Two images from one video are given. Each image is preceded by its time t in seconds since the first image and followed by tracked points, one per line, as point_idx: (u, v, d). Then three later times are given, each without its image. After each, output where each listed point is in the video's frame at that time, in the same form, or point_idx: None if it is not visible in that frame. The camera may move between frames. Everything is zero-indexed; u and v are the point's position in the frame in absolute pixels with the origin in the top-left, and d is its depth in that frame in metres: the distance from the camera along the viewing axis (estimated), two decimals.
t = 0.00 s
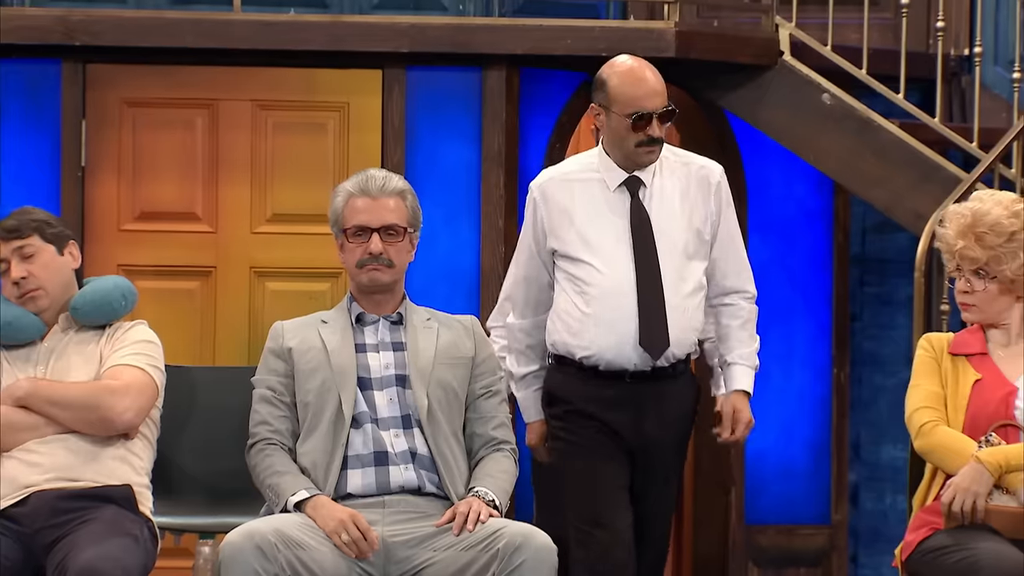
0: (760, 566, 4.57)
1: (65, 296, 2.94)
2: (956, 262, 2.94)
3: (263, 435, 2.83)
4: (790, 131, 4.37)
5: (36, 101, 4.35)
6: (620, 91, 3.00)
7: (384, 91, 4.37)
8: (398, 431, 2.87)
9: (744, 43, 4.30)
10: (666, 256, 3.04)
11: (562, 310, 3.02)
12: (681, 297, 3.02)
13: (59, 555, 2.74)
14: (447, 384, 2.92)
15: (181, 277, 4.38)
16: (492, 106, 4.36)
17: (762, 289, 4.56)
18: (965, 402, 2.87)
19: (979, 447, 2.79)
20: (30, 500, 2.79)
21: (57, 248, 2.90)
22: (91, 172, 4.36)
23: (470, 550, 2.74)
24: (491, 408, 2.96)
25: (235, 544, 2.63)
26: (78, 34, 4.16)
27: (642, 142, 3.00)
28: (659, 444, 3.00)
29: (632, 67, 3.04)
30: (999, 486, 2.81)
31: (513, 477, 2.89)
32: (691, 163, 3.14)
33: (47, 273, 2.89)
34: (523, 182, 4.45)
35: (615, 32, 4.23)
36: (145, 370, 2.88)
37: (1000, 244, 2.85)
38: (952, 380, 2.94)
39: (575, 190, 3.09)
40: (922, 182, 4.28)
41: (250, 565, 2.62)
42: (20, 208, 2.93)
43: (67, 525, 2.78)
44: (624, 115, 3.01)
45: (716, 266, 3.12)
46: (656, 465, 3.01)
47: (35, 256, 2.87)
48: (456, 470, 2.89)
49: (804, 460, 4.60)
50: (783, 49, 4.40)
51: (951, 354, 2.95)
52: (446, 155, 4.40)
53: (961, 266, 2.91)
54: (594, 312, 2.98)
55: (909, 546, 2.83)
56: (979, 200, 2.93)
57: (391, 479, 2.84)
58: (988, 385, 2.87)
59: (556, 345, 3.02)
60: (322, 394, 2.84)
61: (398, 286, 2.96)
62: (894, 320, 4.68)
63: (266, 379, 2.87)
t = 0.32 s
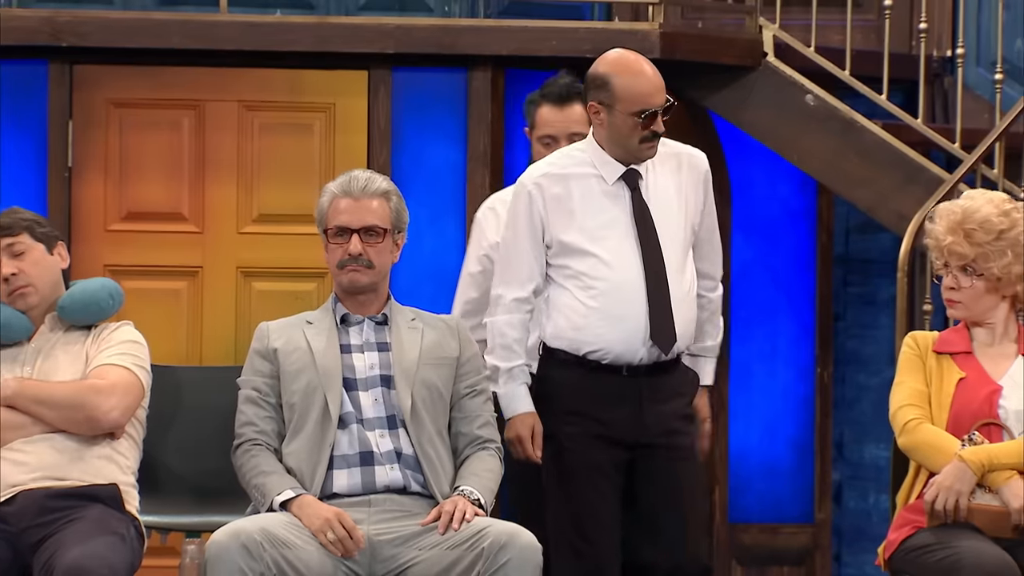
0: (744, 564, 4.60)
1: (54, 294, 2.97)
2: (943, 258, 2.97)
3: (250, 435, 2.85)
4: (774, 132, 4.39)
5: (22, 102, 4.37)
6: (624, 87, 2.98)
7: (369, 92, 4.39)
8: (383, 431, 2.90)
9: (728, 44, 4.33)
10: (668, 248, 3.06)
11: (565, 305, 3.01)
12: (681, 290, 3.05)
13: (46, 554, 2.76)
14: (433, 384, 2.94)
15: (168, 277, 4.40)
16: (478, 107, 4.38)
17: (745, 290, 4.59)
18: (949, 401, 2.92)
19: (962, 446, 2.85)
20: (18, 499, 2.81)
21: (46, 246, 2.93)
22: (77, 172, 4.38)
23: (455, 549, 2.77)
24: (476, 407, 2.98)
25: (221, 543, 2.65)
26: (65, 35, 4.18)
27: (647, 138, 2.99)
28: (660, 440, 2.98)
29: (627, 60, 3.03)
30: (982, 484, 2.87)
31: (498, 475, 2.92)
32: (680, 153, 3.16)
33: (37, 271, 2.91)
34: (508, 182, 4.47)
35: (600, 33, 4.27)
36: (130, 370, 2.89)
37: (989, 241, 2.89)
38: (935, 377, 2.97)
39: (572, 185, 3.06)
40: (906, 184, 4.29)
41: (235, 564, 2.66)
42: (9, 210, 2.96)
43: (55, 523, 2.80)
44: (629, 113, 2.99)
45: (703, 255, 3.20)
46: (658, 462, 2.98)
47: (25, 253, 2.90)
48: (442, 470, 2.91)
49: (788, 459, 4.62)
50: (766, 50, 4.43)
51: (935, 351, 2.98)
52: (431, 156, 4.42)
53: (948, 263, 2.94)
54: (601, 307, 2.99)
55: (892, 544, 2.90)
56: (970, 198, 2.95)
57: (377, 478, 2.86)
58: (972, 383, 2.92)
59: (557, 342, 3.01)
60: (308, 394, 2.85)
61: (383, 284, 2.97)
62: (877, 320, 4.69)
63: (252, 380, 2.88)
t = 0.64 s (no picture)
0: (720, 562, 4.63)
1: (31, 292, 2.97)
2: (938, 246, 3.03)
3: (228, 435, 2.87)
4: (751, 133, 4.41)
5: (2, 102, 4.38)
6: (629, 86, 2.82)
7: (348, 92, 4.41)
8: (362, 431, 2.91)
9: (706, 45, 4.35)
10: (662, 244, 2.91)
11: (557, 303, 2.87)
12: (675, 287, 2.91)
13: (26, 552, 2.76)
14: (411, 385, 2.95)
15: (148, 277, 4.41)
16: (456, 107, 4.40)
17: (723, 290, 4.62)
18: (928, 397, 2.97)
19: (938, 444, 2.89)
20: None
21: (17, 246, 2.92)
22: (57, 172, 4.39)
23: (434, 548, 2.78)
24: (454, 407, 2.99)
25: (201, 541, 2.67)
26: (45, 36, 4.19)
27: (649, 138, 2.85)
28: (648, 438, 2.84)
29: (625, 58, 2.87)
30: (958, 483, 2.91)
31: (476, 473, 2.93)
32: (673, 149, 3.01)
33: (11, 271, 2.92)
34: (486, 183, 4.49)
35: (578, 34, 4.28)
36: (112, 369, 2.91)
37: (985, 233, 2.96)
38: (914, 373, 3.03)
39: (567, 180, 2.90)
40: (883, 184, 4.34)
41: (215, 563, 2.67)
42: None
43: (34, 523, 2.81)
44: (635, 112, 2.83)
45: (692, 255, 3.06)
46: (644, 461, 2.85)
47: None
48: (421, 468, 2.93)
49: (765, 458, 4.65)
50: (743, 51, 4.45)
51: (916, 348, 3.04)
52: (410, 156, 4.44)
53: (943, 249, 3.00)
54: (595, 305, 2.84)
55: (869, 542, 2.94)
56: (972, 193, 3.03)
57: (356, 478, 2.88)
58: (950, 380, 2.98)
59: (555, 340, 2.86)
60: (287, 394, 2.87)
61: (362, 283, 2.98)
62: (854, 320, 4.72)
63: (231, 379, 2.91)
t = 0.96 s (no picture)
0: (698, 561, 4.64)
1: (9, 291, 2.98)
2: (932, 240, 3.11)
3: (205, 438, 2.87)
4: (728, 134, 4.42)
5: None
6: (653, 104, 2.74)
7: (327, 92, 4.42)
8: (342, 432, 2.92)
9: (684, 46, 4.37)
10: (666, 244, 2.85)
11: (556, 302, 2.81)
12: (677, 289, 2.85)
13: (7, 550, 2.77)
14: (390, 384, 2.96)
15: (127, 277, 4.42)
16: (435, 107, 4.41)
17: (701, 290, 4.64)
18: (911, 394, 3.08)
19: (918, 441, 2.98)
20: None
21: None
22: (36, 172, 4.40)
23: (412, 547, 2.78)
24: (434, 404, 3.01)
25: (179, 540, 2.66)
26: (24, 36, 4.21)
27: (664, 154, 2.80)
28: (647, 441, 2.80)
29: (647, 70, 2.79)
30: (936, 481, 2.99)
31: (459, 468, 2.94)
32: (686, 153, 2.94)
33: None
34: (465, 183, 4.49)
35: (556, 34, 4.30)
36: (90, 369, 2.91)
37: (981, 234, 3.05)
38: (898, 370, 3.12)
39: (573, 179, 2.84)
40: (859, 184, 4.36)
41: (193, 563, 2.66)
42: None
43: (14, 521, 2.82)
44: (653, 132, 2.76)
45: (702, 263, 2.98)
46: (643, 464, 2.80)
47: None
48: (401, 466, 2.94)
49: (742, 457, 4.67)
50: (720, 52, 4.48)
51: (900, 345, 3.14)
52: (389, 155, 4.45)
53: (937, 245, 3.09)
54: (594, 305, 2.78)
55: (847, 540, 3.01)
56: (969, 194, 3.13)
57: (335, 480, 2.89)
58: (932, 379, 3.08)
59: (551, 337, 2.80)
60: (267, 397, 2.88)
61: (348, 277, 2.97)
62: (831, 319, 4.74)
63: (209, 382, 2.90)
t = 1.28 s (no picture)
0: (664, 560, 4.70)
1: None
2: (900, 242, 3.11)
3: (170, 441, 2.85)
4: (695, 134, 4.43)
5: None
6: (605, 90, 2.70)
7: (295, 93, 4.43)
8: (307, 434, 2.90)
9: (650, 47, 4.37)
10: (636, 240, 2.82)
11: (531, 293, 2.83)
12: (653, 286, 2.81)
13: None
14: (357, 384, 2.94)
15: (95, 278, 4.44)
16: (402, 108, 4.41)
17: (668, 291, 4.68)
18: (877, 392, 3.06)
19: (883, 439, 2.96)
20: None
21: None
22: (3, 172, 4.42)
23: (378, 547, 2.77)
24: (401, 403, 2.98)
25: (147, 540, 2.65)
26: None
27: (591, 143, 2.75)
28: (628, 438, 2.77)
29: (622, 63, 2.74)
30: (901, 479, 2.98)
31: (421, 468, 2.93)
32: (679, 152, 2.88)
33: None
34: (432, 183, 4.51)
35: (523, 36, 4.29)
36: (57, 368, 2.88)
37: (951, 237, 3.05)
38: (865, 369, 3.10)
39: (555, 171, 2.87)
40: (824, 184, 4.37)
41: (160, 562, 2.65)
42: None
43: None
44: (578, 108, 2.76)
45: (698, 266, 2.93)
46: (622, 462, 2.79)
47: None
48: (368, 465, 2.93)
49: (709, 457, 4.70)
50: (687, 53, 4.49)
51: (868, 344, 3.12)
52: (356, 156, 4.46)
53: (907, 247, 3.08)
54: (561, 298, 2.78)
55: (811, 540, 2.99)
56: (940, 196, 3.13)
57: (301, 481, 2.87)
58: (900, 378, 3.06)
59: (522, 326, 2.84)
60: (232, 401, 2.86)
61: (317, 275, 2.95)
62: (797, 320, 4.80)
63: (173, 385, 2.88)
